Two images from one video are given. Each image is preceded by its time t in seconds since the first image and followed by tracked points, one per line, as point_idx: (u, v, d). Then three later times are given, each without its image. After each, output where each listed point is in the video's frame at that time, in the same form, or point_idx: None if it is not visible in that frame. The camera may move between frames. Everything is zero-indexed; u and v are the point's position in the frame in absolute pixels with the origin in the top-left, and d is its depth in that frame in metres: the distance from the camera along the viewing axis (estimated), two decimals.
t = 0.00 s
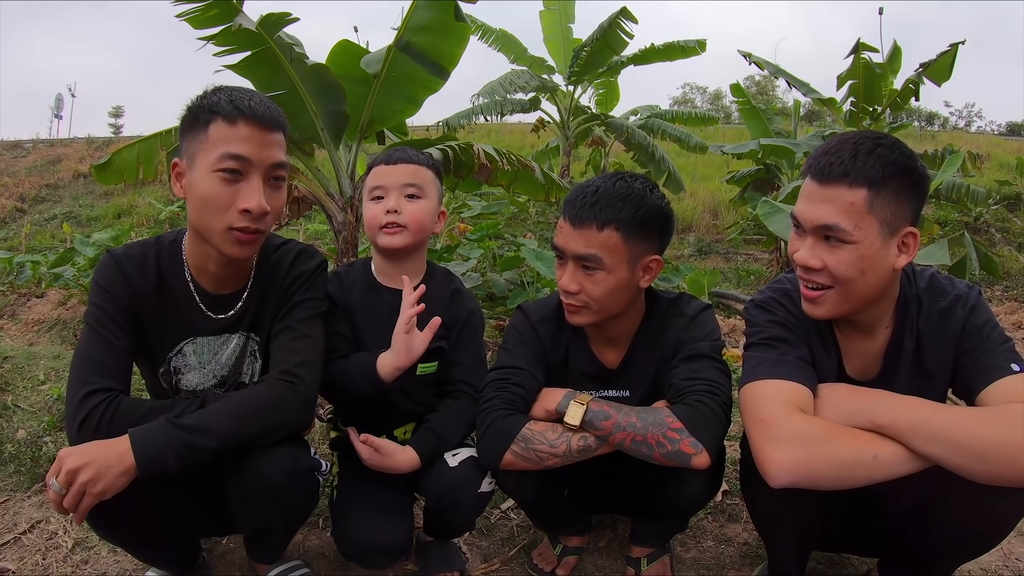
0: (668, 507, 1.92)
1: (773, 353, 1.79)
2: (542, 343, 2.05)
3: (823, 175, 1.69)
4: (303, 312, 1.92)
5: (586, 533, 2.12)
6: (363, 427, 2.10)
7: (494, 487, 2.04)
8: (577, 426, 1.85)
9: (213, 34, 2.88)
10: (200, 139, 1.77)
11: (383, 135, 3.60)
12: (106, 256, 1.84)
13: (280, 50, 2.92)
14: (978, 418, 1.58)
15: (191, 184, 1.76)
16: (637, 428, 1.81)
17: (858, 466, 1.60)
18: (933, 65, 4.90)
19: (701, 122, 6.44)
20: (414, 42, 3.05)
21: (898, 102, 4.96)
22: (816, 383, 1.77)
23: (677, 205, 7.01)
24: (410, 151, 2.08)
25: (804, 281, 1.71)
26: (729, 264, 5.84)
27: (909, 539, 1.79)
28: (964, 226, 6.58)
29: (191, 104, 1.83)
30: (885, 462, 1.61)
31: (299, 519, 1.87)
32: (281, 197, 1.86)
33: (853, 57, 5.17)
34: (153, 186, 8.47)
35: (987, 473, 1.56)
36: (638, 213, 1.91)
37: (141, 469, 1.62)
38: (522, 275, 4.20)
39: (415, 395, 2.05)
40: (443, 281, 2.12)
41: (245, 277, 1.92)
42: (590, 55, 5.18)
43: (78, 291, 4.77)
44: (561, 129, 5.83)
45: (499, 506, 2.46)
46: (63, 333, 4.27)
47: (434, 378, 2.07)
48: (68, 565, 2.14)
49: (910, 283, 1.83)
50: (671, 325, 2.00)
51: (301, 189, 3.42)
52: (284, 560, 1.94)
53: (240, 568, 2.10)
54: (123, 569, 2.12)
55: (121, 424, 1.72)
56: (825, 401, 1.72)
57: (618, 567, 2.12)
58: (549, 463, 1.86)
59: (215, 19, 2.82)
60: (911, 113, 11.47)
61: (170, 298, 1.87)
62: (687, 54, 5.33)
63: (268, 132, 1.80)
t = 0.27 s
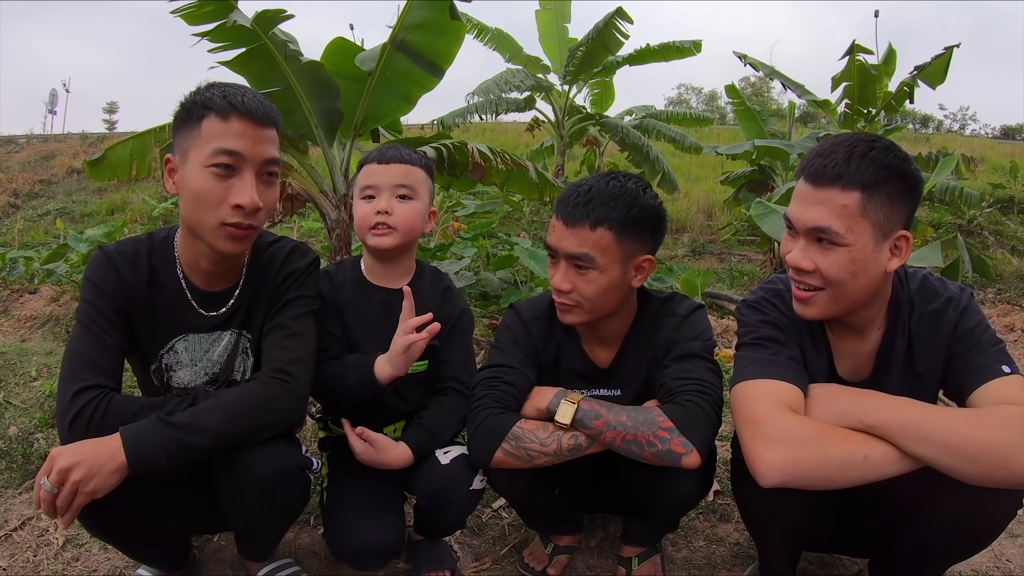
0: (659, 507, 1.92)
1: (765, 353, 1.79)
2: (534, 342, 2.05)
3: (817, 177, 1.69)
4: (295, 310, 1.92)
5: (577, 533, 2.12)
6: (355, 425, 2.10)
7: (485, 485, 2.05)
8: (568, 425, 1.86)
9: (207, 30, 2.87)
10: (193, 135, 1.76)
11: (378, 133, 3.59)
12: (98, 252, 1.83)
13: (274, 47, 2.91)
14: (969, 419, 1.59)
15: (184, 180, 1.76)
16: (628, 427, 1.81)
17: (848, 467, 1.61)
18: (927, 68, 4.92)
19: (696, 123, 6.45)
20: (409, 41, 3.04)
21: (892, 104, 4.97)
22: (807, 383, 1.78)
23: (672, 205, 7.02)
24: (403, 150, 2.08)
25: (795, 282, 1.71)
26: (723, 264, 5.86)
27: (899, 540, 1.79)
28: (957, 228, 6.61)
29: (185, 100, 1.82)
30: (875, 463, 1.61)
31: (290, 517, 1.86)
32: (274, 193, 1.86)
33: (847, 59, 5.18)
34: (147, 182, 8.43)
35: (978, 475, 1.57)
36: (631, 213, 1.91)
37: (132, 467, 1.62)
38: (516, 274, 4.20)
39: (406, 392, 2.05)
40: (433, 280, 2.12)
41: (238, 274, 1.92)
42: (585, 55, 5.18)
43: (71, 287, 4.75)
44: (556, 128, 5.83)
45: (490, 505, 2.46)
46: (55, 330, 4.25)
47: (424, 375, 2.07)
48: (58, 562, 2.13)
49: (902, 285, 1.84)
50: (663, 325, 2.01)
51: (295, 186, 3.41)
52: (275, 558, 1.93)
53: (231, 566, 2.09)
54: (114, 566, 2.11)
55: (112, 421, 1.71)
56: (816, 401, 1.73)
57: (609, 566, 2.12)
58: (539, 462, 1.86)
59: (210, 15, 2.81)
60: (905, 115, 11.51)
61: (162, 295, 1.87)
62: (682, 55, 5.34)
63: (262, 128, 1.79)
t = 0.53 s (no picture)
0: (653, 506, 1.93)
1: (759, 352, 1.80)
2: (528, 341, 2.05)
3: (812, 177, 1.70)
4: (289, 308, 1.92)
5: (572, 531, 2.12)
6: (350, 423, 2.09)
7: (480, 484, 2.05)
8: (562, 423, 1.86)
9: (203, 28, 2.86)
10: (188, 132, 1.75)
11: (373, 131, 3.59)
12: (93, 249, 1.82)
13: (270, 45, 2.90)
14: (962, 419, 1.59)
15: (179, 177, 1.75)
16: (621, 425, 1.82)
17: (841, 466, 1.61)
18: (923, 69, 4.93)
19: (692, 123, 6.46)
20: (406, 39, 3.03)
21: (888, 105, 4.99)
22: (801, 383, 1.78)
23: (668, 205, 7.03)
24: (393, 148, 2.08)
25: (790, 282, 1.72)
26: (718, 264, 5.87)
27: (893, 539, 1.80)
28: (952, 229, 6.64)
29: (180, 97, 1.82)
30: (868, 462, 1.62)
31: (284, 515, 1.86)
32: (270, 190, 1.85)
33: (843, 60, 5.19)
34: (141, 179, 8.41)
35: (971, 475, 1.57)
36: (625, 212, 1.91)
37: (127, 464, 1.61)
38: (511, 273, 4.20)
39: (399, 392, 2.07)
40: (427, 277, 2.12)
41: (233, 271, 1.91)
42: (582, 54, 5.19)
43: (66, 285, 4.73)
44: (552, 127, 5.83)
45: (484, 504, 2.46)
46: (50, 327, 4.23)
47: (417, 374, 2.08)
48: (52, 560, 2.12)
49: (897, 285, 1.85)
50: (657, 323, 2.01)
51: (290, 184, 3.40)
52: (269, 557, 1.93)
53: (225, 564, 2.09)
54: (107, 564, 2.10)
55: (106, 419, 1.71)
56: (809, 400, 1.73)
57: (602, 565, 2.12)
58: (533, 460, 1.86)
59: (206, 12, 2.80)
60: (901, 116, 11.55)
61: (157, 292, 1.86)
62: (678, 55, 5.34)
63: (257, 125, 1.79)
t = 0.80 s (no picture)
0: (649, 504, 1.93)
1: (755, 350, 1.80)
2: (525, 339, 2.06)
3: (810, 177, 1.70)
4: (285, 306, 1.92)
5: (568, 530, 2.12)
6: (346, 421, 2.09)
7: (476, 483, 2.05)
8: (558, 422, 1.86)
9: (200, 25, 2.85)
10: (186, 128, 1.75)
11: (370, 129, 3.59)
12: (89, 247, 1.82)
13: (267, 43, 2.90)
14: (958, 419, 1.59)
15: (176, 173, 1.75)
16: (618, 424, 1.82)
17: (837, 464, 1.62)
18: (920, 69, 4.94)
19: (688, 122, 6.47)
20: (403, 37, 3.03)
21: (885, 105, 4.99)
22: (797, 381, 1.79)
23: (665, 204, 7.04)
24: (384, 145, 2.08)
25: (786, 281, 1.72)
26: (715, 263, 5.88)
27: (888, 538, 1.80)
28: (948, 229, 6.66)
29: (178, 94, 1.82)
30: (864, 461, 1.62)
31: (280, 514, 1.86)
32: (267, 186, 1.85)
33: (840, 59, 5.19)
34: (138, 177, 8.39)
35: (967, 473, 1.58)
36: (621, 208, 1.91)
37: (122, 462, 1.61)
38: (507, 272, 4.19)
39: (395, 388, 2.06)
40: (421, 275, 2.12)
41: (229, 269, 1.91)
42: (579, 53, 5.19)
43: (62, 283, 4.72)
44: (549, 126, 5.83)
45: (481, 502, 2.46)
46: (46, 326, 4.22)
47: (413, 371, 2.08)
48: (48, 559, 2.11)
49: (893, 284, 1.85)
50: (654, 322, 2.01)
51: (287, 182, 3.40)
52: (266, 555, 1.93)
53: (221, 562, 2.08)
54: (104, 563, 2.10)
55: (103, 416, 1.71)
56: (805, 399, 1.73)
57: (599, 563, 2.12)
58: (529, 459, 1.87)
59: (203, 10, 2.79)
60: (897, 116, 11.57)
61: (153, 291, 1.86)
62: (675, 54, 5.35)
63: (256, 120, 1.79)
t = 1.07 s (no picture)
0: (646, 502, 1.93)
1: (752, 348, 1.80)
2: (522, 337, 2.05)
3: (807, 169, 1.70)
4: (282, 303, 1.92)
5: (565, 528, 2.12)
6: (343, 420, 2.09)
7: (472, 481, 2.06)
8: (554, 421, 1.86)
9: (197, 23, 2.84)
10: (184, 130, 1.74)
11: (367, 127, 3.58)
12: (84, 245, 1.82)
13: (264, 41, 2.89)
14: (954, 417, 1.60)
15: (175, 176, 1.74)
16: (615, 423, 1.82)
17: (832, 462, 1.62)
18: (917, 68, 4.95)
19: (685, 121, 6.47)
20: (400, 35, 3.02)
21: (882, 104, 5.00)
22: (793, 379, 1.79)
23: (662, 203, 7.05)
24: (383, 143, 2.08)
25: (783, 277, 1.73)
26: (712, 261, 5.88)
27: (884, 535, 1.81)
28: (945, 228, 6.67)
29: (171, 94, 1.79)
30: (860, 459, 1.62)
31: (276, 512, 1.85)
32: (264, 187, 1.86)
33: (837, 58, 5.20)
34: (134, 176, 8.37)
35: (962, 472, 1.58)
36: (610, 205, 1.91)
37: (124, 454, 1.61)
38: (504, 270, 4.19)
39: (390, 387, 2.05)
40: (418, 273, 2.12)
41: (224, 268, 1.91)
42: (576, 52, 5.19)
43: (58, 282, 4.71)
44: (546, 125, 5.82)
45: (478, 500, 2.45)
46: (42, 325, 4.21)
47: (408, 369, 2.08)
48: (45, 558, 2.11)
49: (890, 282, 1.85)
50: (651, 320, 2.02)
51: (284, 180, 3.40)
52: (263, 553, 1.93)
53: (218, 561, 2.08)
54: (100, 562, 2.09)
55: (82, 412, 1.70)
56: (801, 397, 1.74)
57: (596, 561, 2.12)
58: (526, 457, 1.87)
59: (200, 8, 2.77)
60: (895, 114, 11.58)
61: (148, 288, 1.85)
62: (673, 53, 5.35)
63: (255, 123, 1.79)
